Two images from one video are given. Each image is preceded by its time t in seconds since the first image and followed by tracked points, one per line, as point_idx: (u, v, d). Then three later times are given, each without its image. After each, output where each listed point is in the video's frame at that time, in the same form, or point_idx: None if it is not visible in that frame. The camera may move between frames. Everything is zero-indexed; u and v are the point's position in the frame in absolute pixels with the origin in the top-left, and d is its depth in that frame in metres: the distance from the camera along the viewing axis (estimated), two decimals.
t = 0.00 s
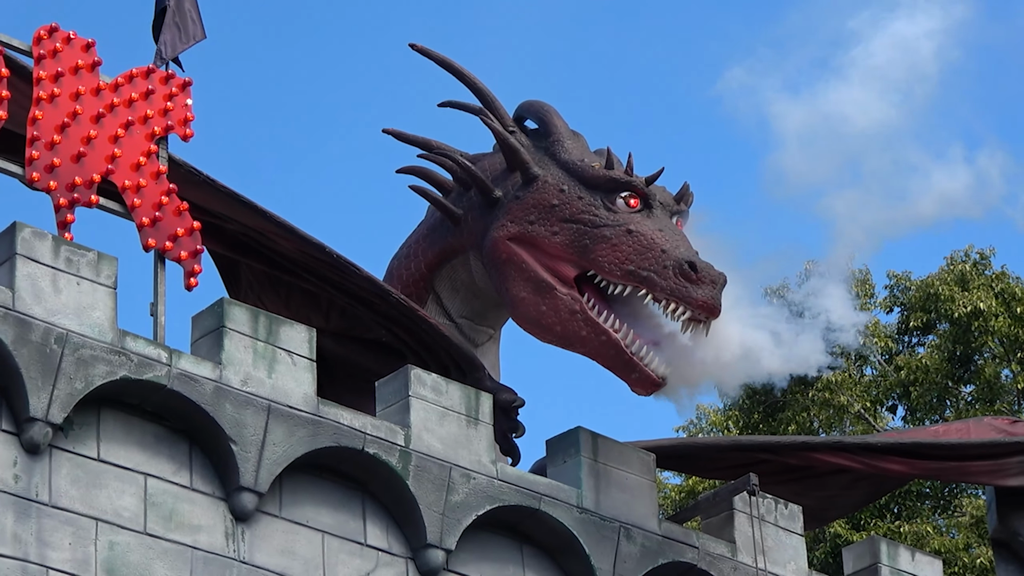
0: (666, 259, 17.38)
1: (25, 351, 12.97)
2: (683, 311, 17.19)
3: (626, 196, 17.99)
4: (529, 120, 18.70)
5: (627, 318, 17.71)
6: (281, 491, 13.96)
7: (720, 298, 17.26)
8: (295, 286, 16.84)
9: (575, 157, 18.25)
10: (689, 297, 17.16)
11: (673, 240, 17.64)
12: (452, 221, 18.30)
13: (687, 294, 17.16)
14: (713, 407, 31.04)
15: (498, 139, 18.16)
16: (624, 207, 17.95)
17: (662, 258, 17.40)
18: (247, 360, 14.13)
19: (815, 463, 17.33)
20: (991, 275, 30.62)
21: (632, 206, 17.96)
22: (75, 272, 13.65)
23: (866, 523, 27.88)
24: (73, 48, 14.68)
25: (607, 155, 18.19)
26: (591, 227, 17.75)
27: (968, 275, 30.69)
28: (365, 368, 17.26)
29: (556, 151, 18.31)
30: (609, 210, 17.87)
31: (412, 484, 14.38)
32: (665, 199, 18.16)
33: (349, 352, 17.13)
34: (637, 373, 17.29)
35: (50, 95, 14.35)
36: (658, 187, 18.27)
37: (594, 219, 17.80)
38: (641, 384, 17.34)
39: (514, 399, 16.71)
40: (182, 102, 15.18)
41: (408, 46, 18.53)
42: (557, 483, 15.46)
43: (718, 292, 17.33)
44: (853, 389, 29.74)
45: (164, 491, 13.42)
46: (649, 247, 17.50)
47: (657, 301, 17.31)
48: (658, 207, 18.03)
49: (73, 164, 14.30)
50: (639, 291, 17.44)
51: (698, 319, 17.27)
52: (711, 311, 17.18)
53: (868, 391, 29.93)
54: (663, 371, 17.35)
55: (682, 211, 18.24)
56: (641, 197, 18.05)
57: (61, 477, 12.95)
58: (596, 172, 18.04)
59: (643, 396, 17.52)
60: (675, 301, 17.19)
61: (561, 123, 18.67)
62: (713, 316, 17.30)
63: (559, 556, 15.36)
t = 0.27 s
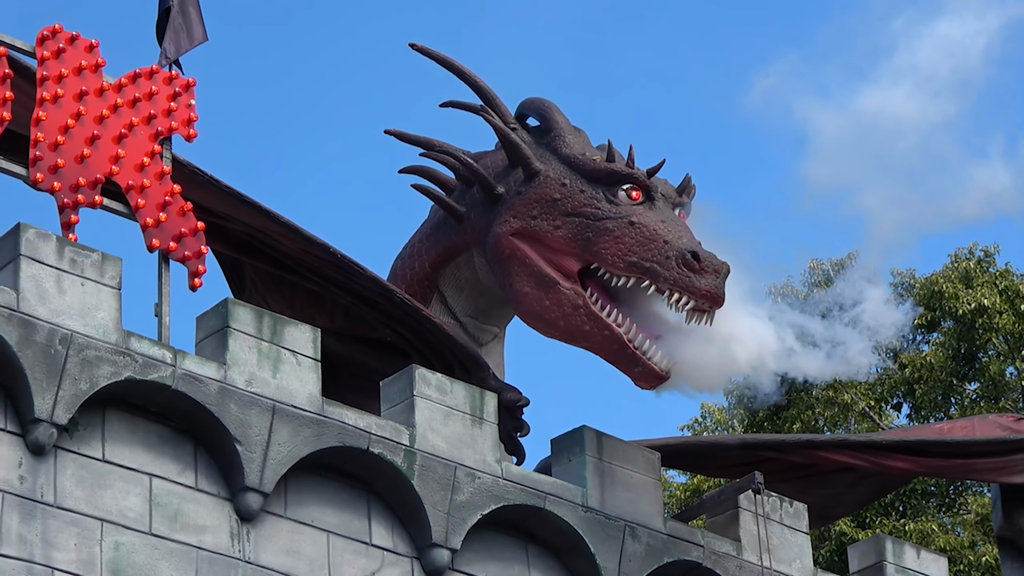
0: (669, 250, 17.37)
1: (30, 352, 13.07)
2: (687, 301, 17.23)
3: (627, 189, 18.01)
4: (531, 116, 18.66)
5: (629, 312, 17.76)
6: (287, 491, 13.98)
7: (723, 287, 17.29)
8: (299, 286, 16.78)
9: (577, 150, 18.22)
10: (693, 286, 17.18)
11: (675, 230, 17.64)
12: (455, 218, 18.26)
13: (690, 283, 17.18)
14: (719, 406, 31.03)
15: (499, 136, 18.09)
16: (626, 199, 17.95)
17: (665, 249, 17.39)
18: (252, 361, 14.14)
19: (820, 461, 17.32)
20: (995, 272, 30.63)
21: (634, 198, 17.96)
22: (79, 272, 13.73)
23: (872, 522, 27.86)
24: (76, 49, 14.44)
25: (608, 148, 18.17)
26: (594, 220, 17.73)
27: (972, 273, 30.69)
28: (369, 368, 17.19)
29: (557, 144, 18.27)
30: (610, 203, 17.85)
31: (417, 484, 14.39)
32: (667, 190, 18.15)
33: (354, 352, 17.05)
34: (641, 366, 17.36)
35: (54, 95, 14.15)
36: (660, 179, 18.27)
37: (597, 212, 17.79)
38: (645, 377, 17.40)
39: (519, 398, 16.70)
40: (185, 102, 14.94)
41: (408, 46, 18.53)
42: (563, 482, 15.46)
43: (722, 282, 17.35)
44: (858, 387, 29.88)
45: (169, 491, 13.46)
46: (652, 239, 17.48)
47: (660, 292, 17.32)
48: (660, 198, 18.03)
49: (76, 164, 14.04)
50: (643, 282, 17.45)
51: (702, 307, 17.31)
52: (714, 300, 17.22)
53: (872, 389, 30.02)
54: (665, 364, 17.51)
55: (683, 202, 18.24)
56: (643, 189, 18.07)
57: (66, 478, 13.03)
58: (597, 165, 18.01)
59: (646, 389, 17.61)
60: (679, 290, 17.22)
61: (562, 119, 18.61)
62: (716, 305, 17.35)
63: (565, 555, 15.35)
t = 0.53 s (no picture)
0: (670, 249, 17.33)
1: (33, 360, 13.09)
2: (689, 299, 17.16)
3: (628, 189, 17.93)
4: (531, 120, 18.63)
5: (631, 313, 17.72)
6: (290, 498, 13.98)
7: (725, 284, 17.22)
8: (302, 292, 16.70)
9: (577, 152, 18.17)
10: (695, 284, 17.12)
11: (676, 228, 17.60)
12: (457, 222, 18.28)
13: (692, 281, 17.12)
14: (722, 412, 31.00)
15: (500, 140, 18.08)
16: (626, 199, 17.88)
17: (666, 247, 17.35)
18: (255, 367, 14.15)
19: (823, 466, 17.29)
20: (998, 277, 30.57)
21: (635, 197, 17.91)
22: (82, 279, 13.78)
23: (876, 527, 27.83)
24: (79, 56, 14.26)
25: (608, 149, 18.12)
26: (595, 220, 17.69)
27: (975, 277, 30.63)
28: (373, 374, 17.14)
29: (557, 146, 18.24)
30: (611, 202, 17.80)
31: (421, 490, 14.38)
32: (668, 190, 18.07)
33: (358, 358, 17.01)
34: (642, 368, 17.28)
35: (57, 102, 13.97)
36: (661, 178, 18.21)
37: (598, 212, 17.75)
38: (646, 379, 17.33)
39: (523, 403, 16.68)
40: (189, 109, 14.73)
41: (408, 52, 18.54)
42: (566, 488, 15.45)
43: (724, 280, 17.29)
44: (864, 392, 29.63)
45: (173, 498, 13.49)
46: (654, 238, 17.44)
47: (662, 290, 17.26)
48: (661, 198, 17.96)
49: (80, 172, 13.89)
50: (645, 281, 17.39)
51: (705, 305, 17.24)
52: (717, 297, 17.15)
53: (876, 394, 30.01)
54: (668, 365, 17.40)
55: (685, 201, 18.15)
56: (644, 188, 18.00)
57: (70, 485, 13.05)
58: (597, 166, 17.97)
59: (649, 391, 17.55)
60: (681, 289, 17.14)
61: (563, 122, 18.57)
62: (719, 302, 17.28)
63: (569, 561, 15.35)
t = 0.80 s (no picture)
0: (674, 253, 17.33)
1: (38, 370, 13.23)
2: (692, 302, 17.16)
3: (630, 195, 17.96)
4: (534, 128, 18.66)
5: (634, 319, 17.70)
6: (295, 508, 14.02)
7: (728, 287, 17.22)
8: (307, 303, 16.66)
9: (579, 159, 18.20)
10: (698, 287, 17.12)
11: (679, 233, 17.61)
12: (461, 231, 18.23)
13: (695, 284, 17.12)
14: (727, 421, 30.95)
15: (503, 148, 18.11)
16: (629, 204, 17.90)
17: (670, 251, 17.35)
18: (260, 378, 14.19)
19: (829, 476, 17.28)
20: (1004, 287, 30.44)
21: (637, 203, 17.92)
22: (87, 290, 13.90)
23: (881, 537, 27.80)
24: (83, 67, 14.21)
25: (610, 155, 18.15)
26: (598, 226, 17.70)
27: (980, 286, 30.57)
28: (378, 384, 17.10)
29: (559, 153, 18.27)
30: (614, 208, 17.82)
31: (426, 500, 14.39)
32: (671, 196, 18.12)
33: (362, 368, 16.92)
34: (646, 373, 17.27)
35: (62, 113, 13.91)
36: (663, 184, 18.24)
37: (600, 217, 17.76)
38: (650, 385, 17.31)
39: (528, 413, 16.67)
40: (194, 119, 14.69)
41: (410, 63, 18.58)
42: (571, 498, 15.46)
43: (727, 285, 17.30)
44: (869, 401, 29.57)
45: (178, 508, 13.58)
46: (657, 243, 17.44)
47: (666, 294, 17.26)
48: (664, 203, 17.98)
49: (84, 182, 13.84)
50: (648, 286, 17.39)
51: (708, 308, 17.24)
52: (720, 301, 17.15)
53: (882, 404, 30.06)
54: (671, 371, 17.40)
55: (688, 206, 18.21)
56: (646, 194, 18.01)
57: (74, 496, 13.16)
58: (600, 171, 17.99)
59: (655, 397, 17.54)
60: (684, 292, 17.15)
61: (565, 129, 18.60)
62: (722, 305, 17.27)
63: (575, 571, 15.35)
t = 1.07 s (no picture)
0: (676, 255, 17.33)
1: (42, 375, 13.29)
2: (695, 304, 17.15)
3: (632, 197, 17.94)
4: (536, 131, 18.65)
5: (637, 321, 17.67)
6: (299, 512, 14.03)
7: (731, 289, 17.20)
8: (311, 307, 16.64)
9: (582, 162, 18.20)
10: (700, 289, 17.11)
11: (681, 235, 17.62)
12: (464, 236, 18.26)
13: (697, 286, 17.11)
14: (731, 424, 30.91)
15: (506, 152, 18.10)
16: (631, 207, 17.89)
17: (672, 253, 17.34)
18: (263, 383, 14.21)
19: (832, 480, 17.26)
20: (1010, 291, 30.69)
21: (639, 205, 17.91)
22: (90, 295, 13.96)
23: (885, 541, 27.78)
24: (87, 72, 14.19)
25: (613, 158, 18.15)
26: (600, 229, 17.70)
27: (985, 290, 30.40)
28: (383, 388, 17.00)
29: (562, 157, 18.28)
30: (616, 211, 17.81)
31: (430, 504, 14.38)
32: (672, 198, 18.13)
33: (366, 373, 16.84)
34: (650, 374, 17.23)
35: (66, 119, 13.89)
36: (665, 187, 18.23)
37: (603, 220, 17.75)
38: (653, 386, 17.28)
39: (531, 418, 16.64)
40: (198, 124, 14.66)
41: (413, 69, 18.59)
42: (575, 502, 15.45)
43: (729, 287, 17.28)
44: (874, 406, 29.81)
45: (182, 513, 13.62)
46: (659, 245, 17.43)
47: (668, 296, 17.25)
48: (666, 206, 17.97)
49: (88, 188, 13.82)
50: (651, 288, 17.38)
51: (710, 310, 17.22)
52: (722, 302, 17.14)
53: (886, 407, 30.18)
54: (675, 372, 17.38)
55: (690, 208, 18.23)
56: (648, 197, 17.99)
57: (79, 501, 13.21)
58: (602, 174, 17.98)
59: (658, 399, 17.53)
60: (686, 294, 17.14)
61: (568, 133, 18.59)
62: (725, 307, 17.26)
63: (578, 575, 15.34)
